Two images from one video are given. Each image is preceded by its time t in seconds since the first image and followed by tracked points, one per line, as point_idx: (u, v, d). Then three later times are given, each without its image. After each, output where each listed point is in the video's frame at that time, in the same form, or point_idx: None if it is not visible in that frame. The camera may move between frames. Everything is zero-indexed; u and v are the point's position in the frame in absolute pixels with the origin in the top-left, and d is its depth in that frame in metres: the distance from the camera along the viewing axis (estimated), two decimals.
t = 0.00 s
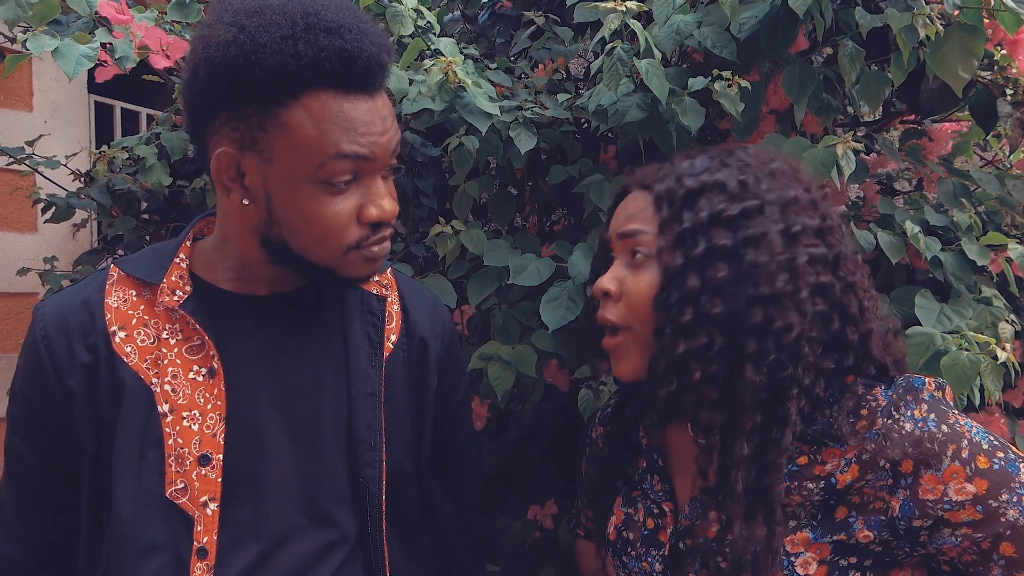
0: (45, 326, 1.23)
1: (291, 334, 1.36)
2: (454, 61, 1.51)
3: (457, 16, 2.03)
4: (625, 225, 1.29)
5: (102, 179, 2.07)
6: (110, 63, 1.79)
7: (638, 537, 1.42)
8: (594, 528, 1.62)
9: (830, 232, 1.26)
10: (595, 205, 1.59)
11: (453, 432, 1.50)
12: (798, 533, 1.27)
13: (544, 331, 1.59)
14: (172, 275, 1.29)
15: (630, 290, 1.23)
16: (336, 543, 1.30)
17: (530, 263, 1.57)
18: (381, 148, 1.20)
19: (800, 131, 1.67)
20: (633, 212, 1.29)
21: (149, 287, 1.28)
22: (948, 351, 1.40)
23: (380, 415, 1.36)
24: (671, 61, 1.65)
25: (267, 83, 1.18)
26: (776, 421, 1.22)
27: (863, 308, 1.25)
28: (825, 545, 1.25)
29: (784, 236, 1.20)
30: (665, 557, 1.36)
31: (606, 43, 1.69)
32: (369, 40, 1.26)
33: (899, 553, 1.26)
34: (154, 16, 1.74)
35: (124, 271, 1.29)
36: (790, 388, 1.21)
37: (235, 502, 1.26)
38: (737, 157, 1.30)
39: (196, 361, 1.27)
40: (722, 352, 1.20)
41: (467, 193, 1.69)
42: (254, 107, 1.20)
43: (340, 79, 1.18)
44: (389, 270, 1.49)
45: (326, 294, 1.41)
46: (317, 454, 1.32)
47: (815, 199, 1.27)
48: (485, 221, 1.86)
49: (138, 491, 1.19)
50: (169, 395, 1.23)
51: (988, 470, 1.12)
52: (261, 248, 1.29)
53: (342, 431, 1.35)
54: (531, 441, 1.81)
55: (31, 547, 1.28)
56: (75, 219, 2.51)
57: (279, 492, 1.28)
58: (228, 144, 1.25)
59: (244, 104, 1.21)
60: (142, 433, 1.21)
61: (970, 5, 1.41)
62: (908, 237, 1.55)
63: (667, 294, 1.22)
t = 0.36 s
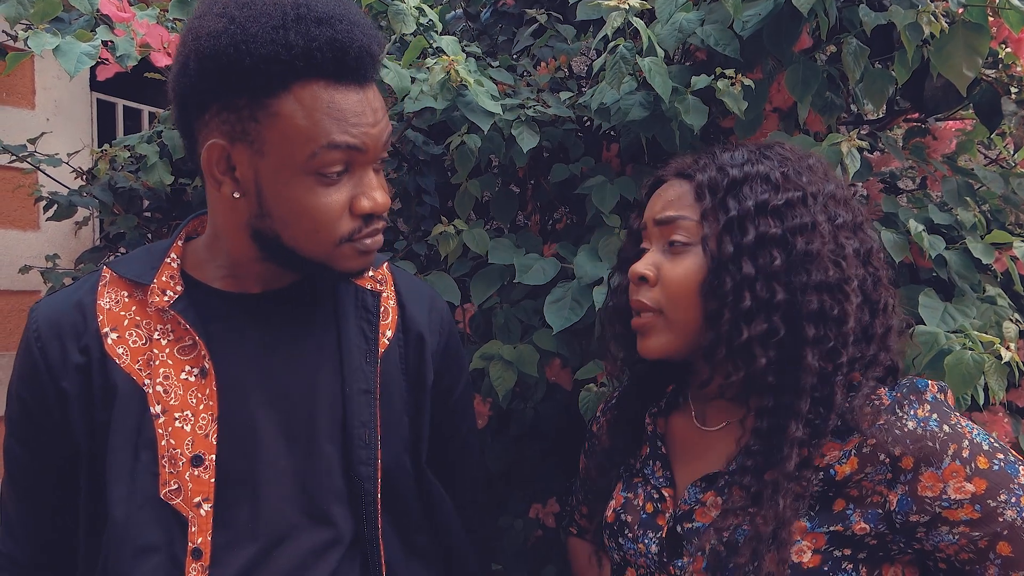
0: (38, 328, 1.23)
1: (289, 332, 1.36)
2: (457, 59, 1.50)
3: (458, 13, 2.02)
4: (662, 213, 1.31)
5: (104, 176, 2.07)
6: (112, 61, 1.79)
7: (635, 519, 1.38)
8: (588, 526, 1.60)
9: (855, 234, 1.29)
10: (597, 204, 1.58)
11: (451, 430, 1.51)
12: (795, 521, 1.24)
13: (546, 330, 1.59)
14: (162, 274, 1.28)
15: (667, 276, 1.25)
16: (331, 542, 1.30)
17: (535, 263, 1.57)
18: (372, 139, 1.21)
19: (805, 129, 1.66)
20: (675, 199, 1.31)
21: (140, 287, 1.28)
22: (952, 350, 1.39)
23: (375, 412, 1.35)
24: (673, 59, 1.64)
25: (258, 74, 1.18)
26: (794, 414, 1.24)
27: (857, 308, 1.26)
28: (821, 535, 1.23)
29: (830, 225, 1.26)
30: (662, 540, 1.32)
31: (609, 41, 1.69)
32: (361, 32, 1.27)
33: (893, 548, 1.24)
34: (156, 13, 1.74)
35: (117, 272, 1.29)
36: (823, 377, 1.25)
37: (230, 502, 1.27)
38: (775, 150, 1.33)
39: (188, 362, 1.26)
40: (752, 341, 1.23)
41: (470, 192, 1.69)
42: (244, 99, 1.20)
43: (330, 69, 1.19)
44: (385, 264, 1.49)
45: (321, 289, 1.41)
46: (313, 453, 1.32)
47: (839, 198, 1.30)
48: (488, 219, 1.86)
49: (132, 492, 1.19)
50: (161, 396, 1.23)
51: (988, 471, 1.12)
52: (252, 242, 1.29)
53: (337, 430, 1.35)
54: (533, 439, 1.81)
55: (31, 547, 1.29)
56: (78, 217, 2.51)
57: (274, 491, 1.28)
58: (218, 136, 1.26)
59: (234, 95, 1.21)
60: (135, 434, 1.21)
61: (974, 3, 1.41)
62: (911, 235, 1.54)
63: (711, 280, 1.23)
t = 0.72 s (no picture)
0: (39, 327, 1.23)
1: (290, 330, 1.37)
2: (457, 58, 1.50)
3: (460, 12, 2.01)
4: (662, 216, 1.31)
5: (105, 175, 2.06)
6: (113, 59, 1.78)
7: (637, 512, 1.37)
8: (592, 526, 1.58)
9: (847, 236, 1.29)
10: (598, 204, 1.57)
11: (452, 428, 1.50)
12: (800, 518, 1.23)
13: (547, 330, 1.59)
14: (164, 273, 1.28)
15: (668, 278, 1.25)
16: (332, 541, 1.30)
17: (534, 263, 1.56)
18: (377, 137, 1.21)
19: (806, 129, 1.64)
20: (676, 202, 1.31)
21: (141, 286, 1.28)
22: (954, 351, 1.38)
23: (377, 411, 1.35)
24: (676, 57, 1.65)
25: (265, 69, 1.18)
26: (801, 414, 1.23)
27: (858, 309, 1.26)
28: (823, 532, 1.22)
29: (825, 226, 1.27)
30: (664, 533, 1.31)
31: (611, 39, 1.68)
32: (368, 31, 1.27)
33: (891, 546, 1.24)
34: (157, 11, 1.73)
35: (117, 271, 1.29)
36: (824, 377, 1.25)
37: (231, 502, 1.27)
38: (771, 153, 1.34)
39: (189, 360, 1.26)
40: (753, 341, 1.23)
41: (471, 191, 1.69)
42: (251, 95, 1.20)
43: (338, 67, 1.19)
44: (387, 263, 1.48)
45: (323, 286, 1.41)
46: (314, 452, 1.32)
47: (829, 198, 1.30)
48: (489, 218, 1.86)
49: (133, 491, 1.19)
50: (162, 395, 1.23)
51: (989, 475, 1.13)
52: (255, 240, 1.29)
53: (339, 429, 1.35)
54: (534, 438, 1.81)
55: (30, 546, 1.29)
56: (80, 215, 2.51)
57: (275, 491, 1.28)
58: (223, 131, 1.25)
59: (240, 90, 1.21)
60: (136, 433, 1.21)
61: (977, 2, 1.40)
62: (914, 235, 1.53)
63: (712, 281, 1.23)
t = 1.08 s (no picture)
0: (42, 327, 1.24)
1: (291, 329, 1.37)
2: (457, 57, 1.50)
3: (460, 11, 2.01)
4: (655, 217, 1.31)
5: (105, 176, 2.06)
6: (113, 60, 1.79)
7: (632, 514, 1.36)
8: (584, 525, 1.60)
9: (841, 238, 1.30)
10: (598, 203, 1.57)
11: (454, 427, 1.51)
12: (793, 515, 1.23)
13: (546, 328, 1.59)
14: (167, 272, 1.29)
15: (662, 278, 1.24)
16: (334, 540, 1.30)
17: (531, 262, 1.56)
18: (375, 136, 1.21)
19: (805, 127, 1.65)
20: (666, 203, 1.31)
21: (144, 285, 1.29)
22: (955, 348, 1.38)
23: (379, 409, 1.36)
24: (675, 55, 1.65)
25: (267, 64, 1.19)
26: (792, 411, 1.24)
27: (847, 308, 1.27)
28: (817, 528, 1.23)
29: (817, 225, 1.28)
30: (660, 533, 1.31)
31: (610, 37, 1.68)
32: (371, 32, 1.29)
33: (884, 540, 1.24)
34: (157, 12, 1.74)
35: (121, 270, 1.29)
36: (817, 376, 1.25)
37: (234, 500, 1.27)
38: (762, 154, 1.34)
39: (192, 359, 1.26)
40: (748, 339, 1.23)
41: (471, 190, 1.69)
42: (252, 89, 1.21)
43: (338, 65, 1.20)
44: (388, 263, 1.49)
45: (326, 286, 1.41)
46: (316, 451, 1.32)
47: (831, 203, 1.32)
48: (489, 217, 1.86)
49: (137, 490, 1.19)
50: (165, 392, 1.23)
51: (978, 469, 1.14)
52: (255, 239, 1.30)
53: (341, 427, 1.35)
54: (535, 437, 1.81)
55: (33, 545, 1.29)
56: (80, 216, 2.52)
57: (278, 489, 1.28)
58: (224, 125, 1.26)
59: (242, 84, 1.22)
60: (139, 431, 1.21)
61: None
62: (914, 232, 1.53)
63: (706, 280, 1.24)
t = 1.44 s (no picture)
0: (45, 321, 1.23)
1: (292, 327, 1.37)
2: (454, 56, 1.49)
3: (459, 11, 2.01)
4: (642, 221, 1.30)
5: (104, 175, 2.06)
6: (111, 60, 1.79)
7: (625, 514, 1.36)
8: (581, 524, 1.59)
9: (836, 237, 1.30)
10: (597, 201, 1.57)
11: (456, 425, 1.51)
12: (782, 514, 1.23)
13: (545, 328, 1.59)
14: (170, 269, 1.29)
15: (651, 282, 1.24)
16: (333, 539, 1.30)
17: (529, 262, 1.56)
18: (370, 131, 1.21)
19: (806, 125, 1.65)
20: (647, 208, 1.31)
21: (147, 281, 1.29)
22: (954, 346, 1.38)
23: (378, 408, 1.36)
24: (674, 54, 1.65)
25: (262, 57, 1.21)
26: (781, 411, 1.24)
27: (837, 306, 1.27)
28: (806, 527, 1.23)
29: (801, 224, 1.28)
30: (652, 533, 1.31)
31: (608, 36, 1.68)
32: (369, 29, 1.29)
33: (873, 538, 1.24)
34: (155, 13, 1.76)
35: (124, 266, 1.29)
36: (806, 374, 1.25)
37: (233, 497, 1.26)
38: (744, 154, 1.34)
39: (193, 356, 1.26)
40: (738, 342, 1.23)
41: (469, 189, 1.69)
42: (248, 82, 1.22)
43: (334, 59, 1.21)
44: (391, 261, 1.50)
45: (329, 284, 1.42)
46: (316, 448, 1.32)
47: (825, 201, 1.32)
48: (489, 217, 1.86)
49: (137, 485, 1.19)
50: (167, 389, 1.23)
51: (965, 467, 1.13)
52: (253, 236, 1.30)
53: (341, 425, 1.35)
54: (534, 436, 1.81)
55: (34, 538, 1.29)
56: (80, 216, 2.52)
57: (277, 486, 1.28)
58: (222, 117, 1.28)
59: (239, 77, 1.23)
60: (140, 426, 1.21)
61: None
62: (913, 230, 1.53)
63: (694, 284, 1.23)
